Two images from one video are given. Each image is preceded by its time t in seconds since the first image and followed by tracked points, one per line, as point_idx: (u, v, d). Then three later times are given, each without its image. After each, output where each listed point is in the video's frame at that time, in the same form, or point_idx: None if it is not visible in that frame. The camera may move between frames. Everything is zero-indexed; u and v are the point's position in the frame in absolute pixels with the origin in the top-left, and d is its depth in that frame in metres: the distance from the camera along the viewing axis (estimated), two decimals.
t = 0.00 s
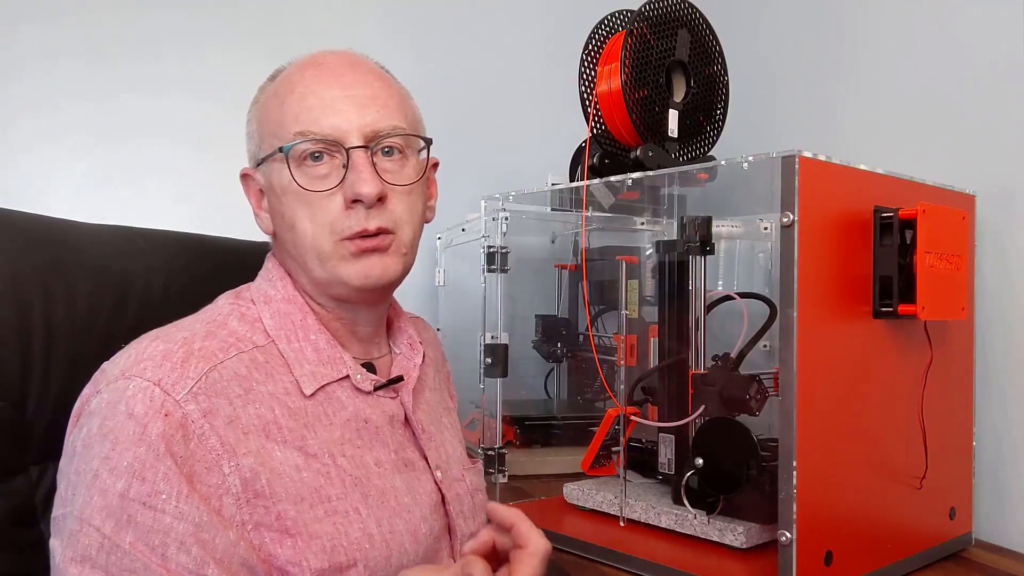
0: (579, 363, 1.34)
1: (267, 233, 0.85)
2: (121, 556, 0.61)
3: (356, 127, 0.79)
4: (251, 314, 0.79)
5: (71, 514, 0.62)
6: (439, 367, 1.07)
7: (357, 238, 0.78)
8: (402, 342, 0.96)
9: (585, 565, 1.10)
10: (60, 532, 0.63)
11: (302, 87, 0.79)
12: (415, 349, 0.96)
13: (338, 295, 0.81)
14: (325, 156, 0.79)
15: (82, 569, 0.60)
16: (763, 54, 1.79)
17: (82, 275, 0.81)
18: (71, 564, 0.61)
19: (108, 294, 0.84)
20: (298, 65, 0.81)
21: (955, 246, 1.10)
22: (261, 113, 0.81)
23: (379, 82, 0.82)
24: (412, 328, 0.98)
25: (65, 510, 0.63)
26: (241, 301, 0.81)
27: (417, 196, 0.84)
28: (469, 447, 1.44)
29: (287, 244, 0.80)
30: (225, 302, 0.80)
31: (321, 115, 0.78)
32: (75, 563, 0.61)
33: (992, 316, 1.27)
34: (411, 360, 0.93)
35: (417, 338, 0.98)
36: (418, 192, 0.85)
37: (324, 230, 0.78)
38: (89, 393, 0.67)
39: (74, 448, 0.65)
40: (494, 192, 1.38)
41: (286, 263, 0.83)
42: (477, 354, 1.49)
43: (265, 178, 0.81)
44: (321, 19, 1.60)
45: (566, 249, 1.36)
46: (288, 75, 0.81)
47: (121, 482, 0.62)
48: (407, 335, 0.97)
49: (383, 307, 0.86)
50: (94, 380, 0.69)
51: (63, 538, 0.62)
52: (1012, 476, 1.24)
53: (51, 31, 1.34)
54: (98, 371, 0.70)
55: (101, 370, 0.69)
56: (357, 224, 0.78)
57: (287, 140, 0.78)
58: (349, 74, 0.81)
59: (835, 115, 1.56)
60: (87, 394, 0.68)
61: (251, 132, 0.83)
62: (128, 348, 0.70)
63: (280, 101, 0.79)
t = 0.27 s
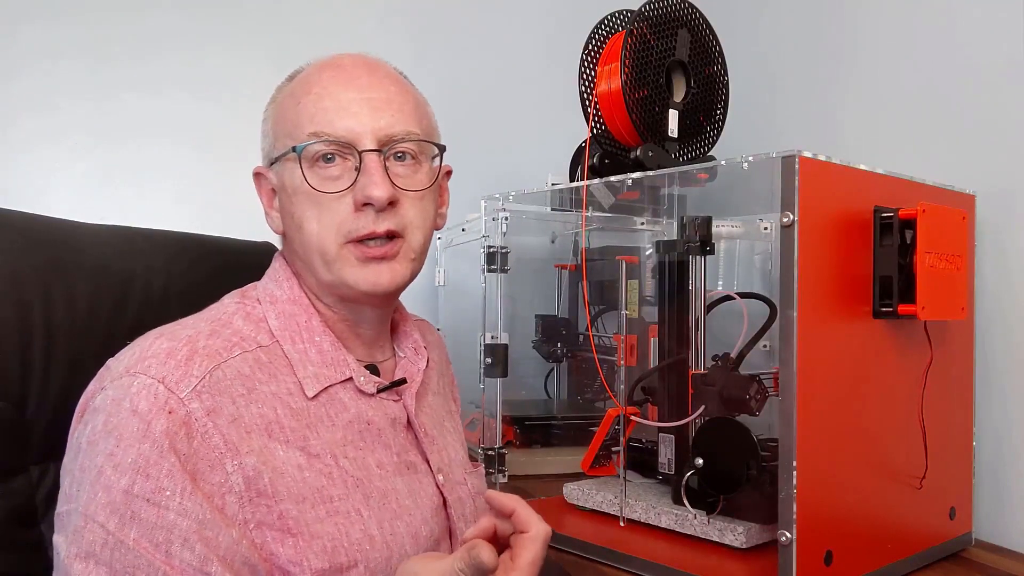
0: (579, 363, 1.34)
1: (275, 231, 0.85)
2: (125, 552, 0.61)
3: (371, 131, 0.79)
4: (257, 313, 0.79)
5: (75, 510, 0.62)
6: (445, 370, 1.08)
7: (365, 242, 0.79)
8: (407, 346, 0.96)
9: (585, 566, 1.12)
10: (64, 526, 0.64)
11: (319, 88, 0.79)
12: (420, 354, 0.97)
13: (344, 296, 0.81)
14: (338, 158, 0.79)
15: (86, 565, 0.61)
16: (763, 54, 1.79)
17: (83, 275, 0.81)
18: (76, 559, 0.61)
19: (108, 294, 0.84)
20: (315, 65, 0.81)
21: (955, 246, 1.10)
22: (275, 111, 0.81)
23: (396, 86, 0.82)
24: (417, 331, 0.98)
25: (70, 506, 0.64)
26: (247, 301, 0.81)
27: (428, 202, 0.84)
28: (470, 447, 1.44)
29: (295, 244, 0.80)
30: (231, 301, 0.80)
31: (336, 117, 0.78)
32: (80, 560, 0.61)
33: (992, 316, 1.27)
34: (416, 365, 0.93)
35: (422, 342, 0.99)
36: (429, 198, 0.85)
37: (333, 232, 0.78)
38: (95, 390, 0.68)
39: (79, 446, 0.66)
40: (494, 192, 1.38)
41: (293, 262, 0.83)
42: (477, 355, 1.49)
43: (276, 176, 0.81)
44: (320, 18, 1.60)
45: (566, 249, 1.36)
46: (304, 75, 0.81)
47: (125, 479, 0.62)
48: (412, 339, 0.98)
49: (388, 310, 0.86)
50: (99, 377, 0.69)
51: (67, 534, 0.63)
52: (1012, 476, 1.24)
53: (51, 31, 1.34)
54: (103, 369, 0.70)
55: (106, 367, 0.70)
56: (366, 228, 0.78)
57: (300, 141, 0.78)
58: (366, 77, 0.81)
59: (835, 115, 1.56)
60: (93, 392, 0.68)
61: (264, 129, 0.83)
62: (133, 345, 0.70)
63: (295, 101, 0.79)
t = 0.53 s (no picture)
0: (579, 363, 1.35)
1: (298, 240, 0.86)
2: (132, 535, 0.61)
3: (423, 161, 0.83)
4: (253, 310, 0.81)
5: (82, 501, 0.63)
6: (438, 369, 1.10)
7: (413, 268, 0.84)
8: (403, 343, 0.99)
9: (585, 566, 1.08)
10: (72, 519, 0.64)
11: (372, 113, 0.81)
12: (415, 350, 0.99)
13: (374, 310, 0.86)
14: (392, 186, 0.82)
15: (95, 551, 0.61)
16: (763, 53, 1.79)
17: (83, 274, 0.81)
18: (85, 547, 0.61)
19: (108, 294, 0.84)
20: (361, 85, 0.83)
21: (955, 246, 1.10)
22: (317, 126, 0.82)
23: (437, 115, 0.87)
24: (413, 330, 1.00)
25: (76, 498, 0.64)
26: (243, 299, 0.82)
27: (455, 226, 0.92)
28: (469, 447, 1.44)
29: (333, 261, 0.83)
30: (226, 299, 0.82)
31: (392, 145, 0.81)
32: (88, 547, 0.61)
33: (993, 316, 1.27)
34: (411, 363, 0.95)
35: (417, 339, 1.01)
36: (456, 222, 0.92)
37: (383, 257, 0.82)
38: (94, 386, 0.69)
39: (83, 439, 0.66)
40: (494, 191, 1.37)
41: (315, 269, 0.86)
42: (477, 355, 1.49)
43: (318, 193, 0.82)
44: (320, 18, 1.60)
45: (567, 248, 1.37)
46: (351, 94, 0.82)
47: (128, 463, 0.63)
48: (408, 337, 1.00)
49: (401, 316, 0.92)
50: (97, 374, 0.70)
51: (75, 525, 0.63)
52: (1012, 476, 1.24)
53: (51, 31, 1.34)
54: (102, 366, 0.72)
55: (105, 364, 0.71)
56: (416, 256, 0.83)
57: (357, 166, 0.81)
58: (414, 105, 0.84)
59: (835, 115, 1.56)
60: (92, 388, 0.69)
61: (300, 140, 0.83)
62: (129, 341, 0.72)
63: (344, 122, 0.81)
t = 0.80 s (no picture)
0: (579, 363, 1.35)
1: (305, 240, 0.86)
2: (147, 530, 0.62)
3: (432, 156, 0.85)
4: (256, 308, 0.81)
5: (91, 496, 0.63)
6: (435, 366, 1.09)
7: (425, 261, 0.84)
8: (401, 341, 0.99)
9: (584, 566, 1.08)
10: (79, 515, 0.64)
11: (380, 110, 0.82)
12: (414, 348, 0.99)
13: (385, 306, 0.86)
14: (402, 181, 0.83)
15: (107, 545, 0.61)
16: (763, 53, 1.79)
17: (83, 275, 0.82)
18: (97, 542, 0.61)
19: (108, 294, 0.84)
20: (367, 83, 0.84)
21: (955, 246, 1.10)
22: (325, 124, 0.82)
23: (441, 113, 0.88)
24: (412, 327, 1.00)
25: (84, 494, 0.64)
26: (246, 297, 0.82)
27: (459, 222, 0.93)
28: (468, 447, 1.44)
29: (344, 257, 0.83)
30: (229, 296, 0.82)
31: (401, 140, 0.82)
32: (99, 542, 0.61)
33: (993, 316, 1.27)
34: (411, 360, 0.96)
35: (415, 337, 1.00)
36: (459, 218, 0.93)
37: (397, 250, 0.82)
38: (101, 381, 0.69)
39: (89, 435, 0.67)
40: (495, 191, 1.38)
41: (322, 267, 0.86)
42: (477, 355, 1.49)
43: (328, 191, 0.82)
44: (320, 19, 1.60)
45: (566, 248, 1.36)
46: (358, 92, 0.83)
47: (141, 458, 0.63)
48: (407, 335, 1.00)
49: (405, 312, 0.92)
50: (103, 369, 0.70)
51: (85, 521, 0.63)
52: (1012, 476, 1.24)
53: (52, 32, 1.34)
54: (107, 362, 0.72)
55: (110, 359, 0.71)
56: (429, 248, 0.84)
57: (368, 162, 0.81)
58: (422, 102, 0.86)
59: (835, 115, 1.56)
60: (98, 384, 0.70)
61: (307, 140, 0.83)
62: (136, 336, 0.72)
63: (353, 119, 0.82)
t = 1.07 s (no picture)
0: (579, 363, 1.33)
1: (308, 238, 0.86)
2: (158, 534, 0.62)
3: (437, 153, 0.85)
4: (259, 309, 0.81)
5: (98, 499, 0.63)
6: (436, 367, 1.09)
7: (429, 258, 0.84)
8: (403, 342, 0.99)
9: (585, 566, 1.15)
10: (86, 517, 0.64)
11: (384, 106, 0.82)
12: (415, 349, 0.99)
13: (388, 304, 0.86)
14: (407, 178, 0.83)
15: (116, 549, 0.61)
16: (762, 53, 1.79)
17: (84, 275, 0.81)
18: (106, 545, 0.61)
19: (108, 294, 0.84)
20: (370, 80, 0.84)
21: (955, 246, 1.10)
22: (328, 121, 0.82)
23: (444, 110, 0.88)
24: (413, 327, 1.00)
25: (91, 497, 0.64)
26: (248, 297, 0.82)
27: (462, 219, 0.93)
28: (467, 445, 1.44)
29: (348, 255, 0.83)
30: (232, 296, 0.82)
31: (406, 138, 0.82)
32: (108, 545, 0.61)
33: (992, 316, 1.27)
34: (414, 361, 0.95)
35: (417, 338, 1.00)
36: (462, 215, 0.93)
37: (401, 248, 0.82)
38: (105, 383, 0.69)
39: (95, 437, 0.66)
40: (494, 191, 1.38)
41: (325, 266, 0.86)
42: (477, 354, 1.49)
43: (332, 189, 0.82)
44: (320, 19, 1.60)
45: (566, 249, 1.36)
46: (362, 89, 0.83)
47: (150, 460, 0.63)
48: (408, 334, 1.00)
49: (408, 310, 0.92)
50: (107, 371, 0.70)
51: (91, 524, 0.62)
52: (1011, 477, 1.24)
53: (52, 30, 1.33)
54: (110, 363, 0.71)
55: (113, 360, 0.71)
56: (433, 245, 0.84)
57: (373, 159, 0.81)
58: (425, 98, 0.86)
59: (835, 115, 1.56)
60: (101, 385, 0.69)
61: (310, 137, 0.83)
62: (140, 337, 0.72)
63: (356, 116, 0.82)
